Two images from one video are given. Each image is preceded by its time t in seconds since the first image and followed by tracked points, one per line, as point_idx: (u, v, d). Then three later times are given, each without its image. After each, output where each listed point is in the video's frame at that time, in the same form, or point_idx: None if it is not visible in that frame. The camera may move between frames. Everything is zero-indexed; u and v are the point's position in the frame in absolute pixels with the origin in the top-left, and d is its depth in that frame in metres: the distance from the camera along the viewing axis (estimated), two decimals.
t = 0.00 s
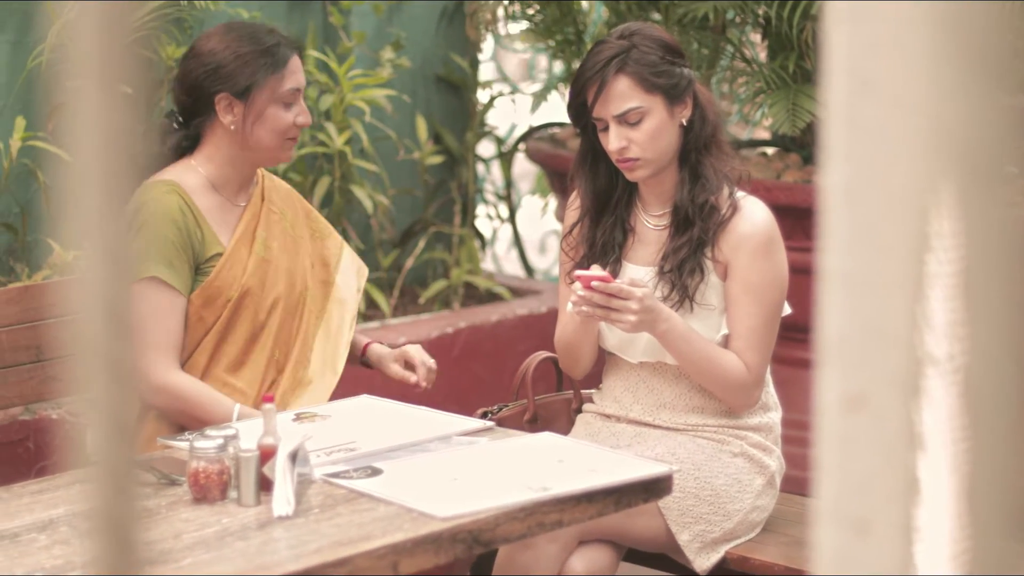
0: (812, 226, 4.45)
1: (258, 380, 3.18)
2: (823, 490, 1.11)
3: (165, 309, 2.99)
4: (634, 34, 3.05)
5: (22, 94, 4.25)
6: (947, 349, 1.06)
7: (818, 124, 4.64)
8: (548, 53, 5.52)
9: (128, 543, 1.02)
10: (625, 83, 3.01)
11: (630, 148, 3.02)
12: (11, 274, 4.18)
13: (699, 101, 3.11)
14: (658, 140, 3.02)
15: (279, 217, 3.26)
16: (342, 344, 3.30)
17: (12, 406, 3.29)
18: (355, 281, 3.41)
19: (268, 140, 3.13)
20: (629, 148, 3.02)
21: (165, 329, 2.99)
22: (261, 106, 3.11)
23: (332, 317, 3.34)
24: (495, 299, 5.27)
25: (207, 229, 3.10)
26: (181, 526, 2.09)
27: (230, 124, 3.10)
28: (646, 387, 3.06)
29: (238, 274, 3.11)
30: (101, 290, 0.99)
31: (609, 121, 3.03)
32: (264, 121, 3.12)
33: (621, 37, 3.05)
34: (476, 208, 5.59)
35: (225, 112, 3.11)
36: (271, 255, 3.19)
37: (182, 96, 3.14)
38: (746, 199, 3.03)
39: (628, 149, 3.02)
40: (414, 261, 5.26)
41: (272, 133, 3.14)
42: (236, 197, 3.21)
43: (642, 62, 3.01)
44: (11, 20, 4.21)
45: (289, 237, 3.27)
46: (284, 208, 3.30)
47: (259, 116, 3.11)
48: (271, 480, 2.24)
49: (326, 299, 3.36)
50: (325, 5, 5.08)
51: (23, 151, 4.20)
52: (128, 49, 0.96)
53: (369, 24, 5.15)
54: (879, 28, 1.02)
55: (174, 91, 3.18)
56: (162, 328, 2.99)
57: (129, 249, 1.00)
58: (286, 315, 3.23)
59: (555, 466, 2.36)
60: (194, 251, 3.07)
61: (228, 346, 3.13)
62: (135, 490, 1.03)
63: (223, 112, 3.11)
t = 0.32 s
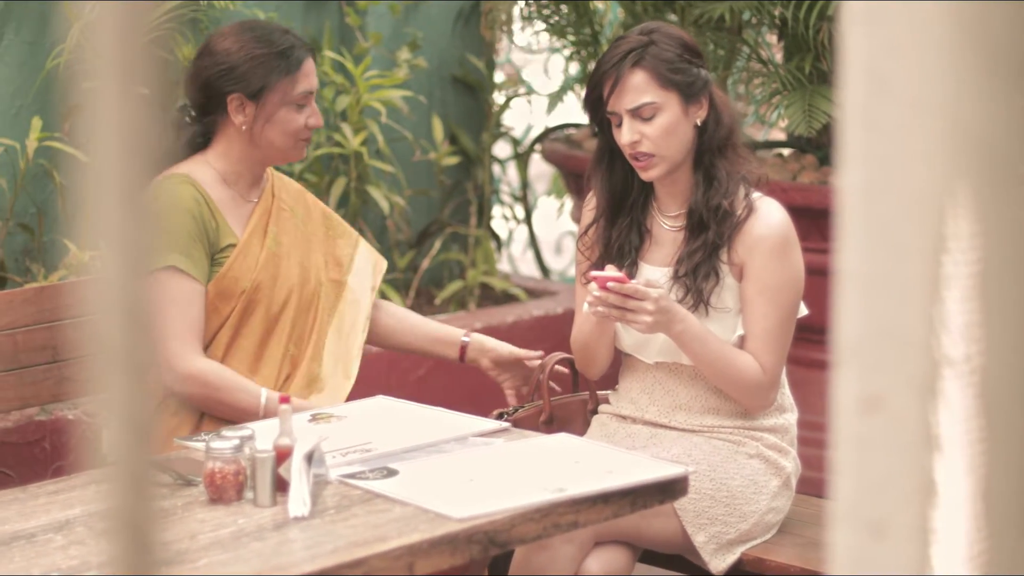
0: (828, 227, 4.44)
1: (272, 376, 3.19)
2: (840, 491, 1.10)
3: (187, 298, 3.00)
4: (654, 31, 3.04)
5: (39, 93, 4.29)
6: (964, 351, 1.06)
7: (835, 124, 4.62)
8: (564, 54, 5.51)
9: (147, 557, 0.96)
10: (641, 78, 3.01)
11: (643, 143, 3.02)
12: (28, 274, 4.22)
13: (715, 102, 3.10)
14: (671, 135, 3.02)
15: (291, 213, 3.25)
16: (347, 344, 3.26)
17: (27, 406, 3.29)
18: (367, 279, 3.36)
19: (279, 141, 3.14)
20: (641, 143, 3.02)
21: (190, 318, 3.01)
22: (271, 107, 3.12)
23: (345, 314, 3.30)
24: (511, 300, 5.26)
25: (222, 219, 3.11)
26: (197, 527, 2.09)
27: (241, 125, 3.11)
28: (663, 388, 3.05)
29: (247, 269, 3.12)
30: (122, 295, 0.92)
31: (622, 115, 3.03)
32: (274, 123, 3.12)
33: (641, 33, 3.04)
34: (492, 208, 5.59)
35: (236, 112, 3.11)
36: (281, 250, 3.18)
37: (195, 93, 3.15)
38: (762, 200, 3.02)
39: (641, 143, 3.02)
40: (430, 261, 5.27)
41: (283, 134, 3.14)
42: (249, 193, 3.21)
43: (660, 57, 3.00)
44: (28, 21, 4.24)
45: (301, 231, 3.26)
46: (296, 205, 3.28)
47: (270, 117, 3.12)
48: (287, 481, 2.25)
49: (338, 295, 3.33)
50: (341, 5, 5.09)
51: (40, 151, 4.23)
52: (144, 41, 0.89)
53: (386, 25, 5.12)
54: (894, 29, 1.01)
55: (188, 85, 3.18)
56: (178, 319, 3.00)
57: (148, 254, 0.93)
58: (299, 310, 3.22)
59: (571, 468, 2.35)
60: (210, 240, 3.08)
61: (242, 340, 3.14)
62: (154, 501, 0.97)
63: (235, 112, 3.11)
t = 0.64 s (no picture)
0: (842, 228, 4.44)
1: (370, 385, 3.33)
2: (853, 493, 1.10)
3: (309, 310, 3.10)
4: (671, 29, 3.05)
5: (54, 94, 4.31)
6: (978, 351, 1.04)
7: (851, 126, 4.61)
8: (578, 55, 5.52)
9: (162, 555, 0.95)
10: (656, 72, 3.01)
11: (654, 138, 3.01)
12: (43, 275, 4.24)
13: (730, 104, 3.08)
14: (683, 133, 3.01)
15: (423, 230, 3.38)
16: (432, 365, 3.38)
17: (41, 407, 3.24)
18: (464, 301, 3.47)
19: (417, 133, 3.20)
20: (652, 138, 3.01)
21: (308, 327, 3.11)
22: (399, 100, 3.19)
23: (433, 332, 3.41)
24: (525, 301, 5.26)
25: (360, 234, 3.24)
26: (211, 527, 2.10)
27: (375, 128, 3.20)
28: (676, 389, 3.04)
29: (378, 289, 3.25)
30: (137, 296, 0.89)
31: (635, 108, 3.03)
32: (407, 116, 3.19)
33: (658, 31, 3.06)
34: (506, 210, 5.60)
35: (368, 117, 3.21)
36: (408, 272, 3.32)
37: (325, 109, 3.27)
38: (776, 203, 3.00)
39: (652, 138, 3.01)
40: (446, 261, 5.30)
41: (420, 125, 3.21)
42: (389, 203, 3.33)
43: (676, 54, 3.01)
44: (44, 22, 4.26)
45: (423, 251, 3.38)
46: (427, 219, 3.42)
47: (402, 111, 3.19)
48: (301, 481, 2.25)
49: (434, 313, 3.44)
50: (355, 6, 5.11)
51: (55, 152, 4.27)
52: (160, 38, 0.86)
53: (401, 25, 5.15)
54: (909, 29, 1.01)
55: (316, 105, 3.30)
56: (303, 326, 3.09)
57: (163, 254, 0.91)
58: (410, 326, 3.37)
59: (585, 468, 2.35)
60: (345, 254, 3.21)
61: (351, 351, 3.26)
62: (170, 500, 0.95)
63: (367, 117, 3.21)
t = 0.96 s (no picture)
0: (856, 228, 4.43)
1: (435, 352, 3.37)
2: (867, 494, 1.09)
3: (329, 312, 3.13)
4: (682, 33, 3.05)
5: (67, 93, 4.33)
6: (991, 352, 1.06)
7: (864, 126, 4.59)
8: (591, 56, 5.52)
9: (173, 556, 0.95)
10: (668, 78, 3.00)
11: (669, 144, 3.00)
12: (56, 274, 4.25)
13: (744, 105, 3.07)
14: (698, 138, 3.00)
15: (475, 198, 3.38)
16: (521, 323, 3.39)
17: (54, 408, 3.25)
18: (558, 255, 3.44)
19: (457, 123, 3.16)
20: (668, 144, 3.00)
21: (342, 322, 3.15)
22: (444, 89, 3.12)
23: (526, 292, 3.43)
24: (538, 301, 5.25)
25: (376, 230, 3.23)
26: (224, 527, 2.10)
27: (418, 117, 3.14)
28: (690, 389, 3.04)
29: (409, 275, 3.26)
30: (151, 297, 0.90)
31: (649, 115, 3.02)
32: (451, 104, 3.13)
33: (669, 35, 3.05)
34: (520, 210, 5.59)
35: (410, 105, 3.14)
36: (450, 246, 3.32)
37: (360, 96, 3.19)
38: (792, 203, 2.99)
39: (667, 145, 3.00)
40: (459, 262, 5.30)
41: (461, 114, 3.15)
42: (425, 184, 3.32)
43: (688, 59, 2.99)
44: (58, 23, 4.28)
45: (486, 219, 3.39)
46: (487, 182, 3.40)
47: (445, 99, 3.13)
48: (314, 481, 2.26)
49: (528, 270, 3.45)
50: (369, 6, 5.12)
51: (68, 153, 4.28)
52: (172, 40, 0.86)
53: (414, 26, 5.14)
54: (921, 29, 1.00)
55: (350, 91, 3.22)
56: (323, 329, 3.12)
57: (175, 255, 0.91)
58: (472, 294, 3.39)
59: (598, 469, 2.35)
60: (361, 252, 3.22)
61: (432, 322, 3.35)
62: (182, 501, 0.95)
63: (408, 105, 3.14)
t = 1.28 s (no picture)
0: (870, 230, 4.42)
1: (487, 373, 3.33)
2: (881, 496, 1.08)
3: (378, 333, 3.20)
4: (697, 36, 3.03)
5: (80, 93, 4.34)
6: (1001, 353, 1.07)
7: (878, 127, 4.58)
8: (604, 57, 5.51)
9: (187, 555, 0.94)
10: (685, 83, 2.99)
11: (686, 149, 3.00)
12: (69, 275, 4.26)
13: (761, 107, 3.06)
14: (716, 143, 3.00)
15: (518, 219, 3.33)
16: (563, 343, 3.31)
17: (67, 408, 3.25)
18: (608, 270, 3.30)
19: (466, 164, 3.15)
20: (686, 149, 2.99)
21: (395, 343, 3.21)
22: (445, 135, 3.14)
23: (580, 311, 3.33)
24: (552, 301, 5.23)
25: (412, 252, 3.27)
26: (237, 528, 2.10)
27: (426, 156, 3.22)
28: (705, 389, 3.03)
29: (445, 299, 3.27)
30: (164, 297, 0.89)
31: (667, 121, 3.01)
32: (455, 149, 3.14)
33: (684, 39, 3.04)
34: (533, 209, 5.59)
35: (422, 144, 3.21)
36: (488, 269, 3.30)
37: (385, 126, 3.25)
38: (809, 205, 2.99)
39: (685, 149, 3.00)
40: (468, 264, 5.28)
41: (469, 158, 3.14)
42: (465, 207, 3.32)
43: (703, 63, 2.98)
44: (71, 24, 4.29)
45: (527, 239, 3.32)
46: (531, 202, 3.34)
47: (449, 144, 3.14)
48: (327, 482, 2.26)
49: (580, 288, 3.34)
50: (381, 7, 5.13)
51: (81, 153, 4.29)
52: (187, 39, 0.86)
53: (426, 27, 5.13)
54: (934, 29, 1.00)
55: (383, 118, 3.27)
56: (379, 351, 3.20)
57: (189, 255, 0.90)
58: (520, 313, 3.33)
59: (612, 469, 2.34)
60: (404, 273, 3.27)
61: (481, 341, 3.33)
62: (196, 501, 0.95)
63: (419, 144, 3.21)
